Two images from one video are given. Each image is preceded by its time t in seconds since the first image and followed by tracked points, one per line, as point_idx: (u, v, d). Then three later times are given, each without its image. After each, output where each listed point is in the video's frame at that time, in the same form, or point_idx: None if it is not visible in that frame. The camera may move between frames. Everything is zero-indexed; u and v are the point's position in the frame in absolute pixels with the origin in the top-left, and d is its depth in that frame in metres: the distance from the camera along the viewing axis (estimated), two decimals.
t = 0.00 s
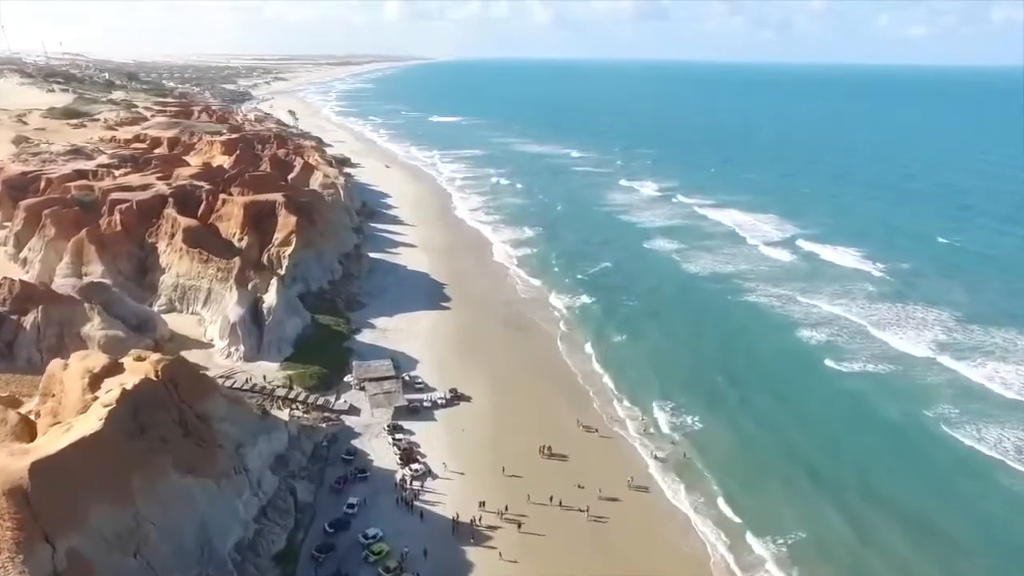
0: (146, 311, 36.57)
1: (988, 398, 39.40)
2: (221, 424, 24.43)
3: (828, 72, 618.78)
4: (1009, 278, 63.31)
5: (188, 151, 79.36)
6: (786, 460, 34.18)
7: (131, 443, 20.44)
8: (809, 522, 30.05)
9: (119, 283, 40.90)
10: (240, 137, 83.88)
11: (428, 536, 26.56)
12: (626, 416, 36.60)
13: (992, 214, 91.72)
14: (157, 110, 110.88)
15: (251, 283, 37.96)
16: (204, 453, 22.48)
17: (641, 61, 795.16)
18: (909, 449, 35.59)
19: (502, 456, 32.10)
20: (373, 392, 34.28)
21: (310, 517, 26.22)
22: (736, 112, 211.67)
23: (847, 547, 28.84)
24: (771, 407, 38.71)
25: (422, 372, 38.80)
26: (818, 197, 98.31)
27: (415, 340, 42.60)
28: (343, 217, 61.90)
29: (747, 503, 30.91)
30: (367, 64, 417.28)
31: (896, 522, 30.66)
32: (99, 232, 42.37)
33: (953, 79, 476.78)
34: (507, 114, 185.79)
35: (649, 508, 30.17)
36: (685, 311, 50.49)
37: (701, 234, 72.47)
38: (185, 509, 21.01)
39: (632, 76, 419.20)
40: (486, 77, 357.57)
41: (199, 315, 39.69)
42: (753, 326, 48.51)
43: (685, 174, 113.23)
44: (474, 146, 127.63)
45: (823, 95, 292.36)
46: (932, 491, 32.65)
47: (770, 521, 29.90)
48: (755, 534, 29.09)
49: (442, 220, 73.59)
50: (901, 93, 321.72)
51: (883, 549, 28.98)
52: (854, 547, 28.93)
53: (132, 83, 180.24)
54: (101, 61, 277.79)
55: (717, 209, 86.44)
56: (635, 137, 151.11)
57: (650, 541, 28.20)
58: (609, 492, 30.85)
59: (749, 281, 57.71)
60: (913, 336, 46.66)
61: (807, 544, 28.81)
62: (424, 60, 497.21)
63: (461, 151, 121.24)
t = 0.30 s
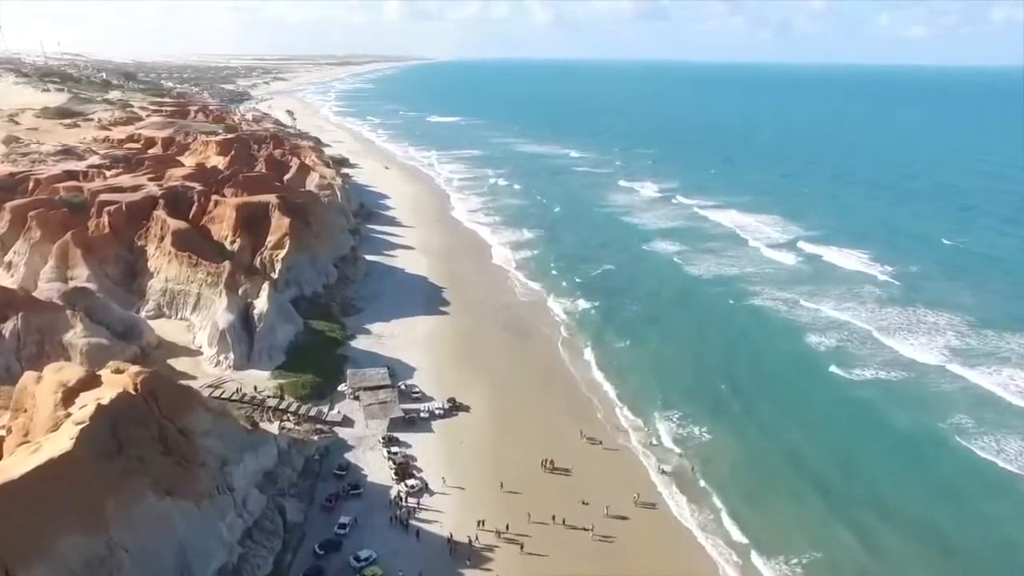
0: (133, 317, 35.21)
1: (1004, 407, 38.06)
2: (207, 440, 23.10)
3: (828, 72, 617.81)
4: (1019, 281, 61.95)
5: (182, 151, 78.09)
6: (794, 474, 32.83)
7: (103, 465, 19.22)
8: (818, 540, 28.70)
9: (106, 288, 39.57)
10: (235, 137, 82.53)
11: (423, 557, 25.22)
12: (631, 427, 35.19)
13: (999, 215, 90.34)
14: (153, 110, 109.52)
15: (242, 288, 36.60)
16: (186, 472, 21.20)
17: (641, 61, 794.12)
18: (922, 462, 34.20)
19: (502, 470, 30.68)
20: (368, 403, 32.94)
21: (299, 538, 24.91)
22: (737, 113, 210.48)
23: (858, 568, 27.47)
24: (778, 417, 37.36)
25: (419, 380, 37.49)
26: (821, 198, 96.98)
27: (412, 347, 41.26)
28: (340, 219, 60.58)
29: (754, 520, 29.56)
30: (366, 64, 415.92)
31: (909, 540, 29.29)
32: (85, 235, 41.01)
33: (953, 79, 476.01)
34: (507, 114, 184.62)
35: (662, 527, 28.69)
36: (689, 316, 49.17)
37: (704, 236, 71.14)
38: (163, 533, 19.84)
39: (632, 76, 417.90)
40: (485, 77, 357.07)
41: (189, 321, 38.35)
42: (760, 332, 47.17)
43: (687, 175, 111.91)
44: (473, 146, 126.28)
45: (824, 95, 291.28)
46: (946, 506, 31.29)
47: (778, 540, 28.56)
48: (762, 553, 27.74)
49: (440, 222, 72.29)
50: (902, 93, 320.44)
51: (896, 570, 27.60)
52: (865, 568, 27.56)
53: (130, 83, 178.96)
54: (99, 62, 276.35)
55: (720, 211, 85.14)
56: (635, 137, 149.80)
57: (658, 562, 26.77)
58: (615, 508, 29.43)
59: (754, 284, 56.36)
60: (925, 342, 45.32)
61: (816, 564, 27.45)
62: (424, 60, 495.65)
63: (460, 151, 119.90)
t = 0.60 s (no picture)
0: (118, 324, 33.82)
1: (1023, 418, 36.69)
2: (189, 457, 21.76)
3: (830, 72, 617.04)
4: None
5: (176, 151, 76.73)
6: (805, 489, 31.46)
7: (72, 489, 18.03)
8: (830, 562, 27.34)
9: (91, 293, 38.18)
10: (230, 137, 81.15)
11: None
12: (636, 439, 33.80)
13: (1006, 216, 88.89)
14: (148, 110, 108.10)
15: (232, 293, 35.18)
16: (165, 494, 19.92)
17: (641, 61, 792.83)
18: (937, 476, 32.80)
19: (503, 486, 29.29)
20: (362, 414, 31.56)
21: (288, 561, 23.56)
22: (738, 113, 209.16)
23: None
24: (788, 428, 35.99)
25: (417, 389, 36.14)
26: (824, 198, 95.64)
27: (409, 353, 39.86)
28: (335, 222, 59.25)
29: (763, 540, 28.18)
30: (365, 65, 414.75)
31: (925, 559, 27.89)
32: (71, 238, 39.61)
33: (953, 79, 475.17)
34: (507, 115, 183.30)
35: (671, 547, 27.30)
36: (694, 321, 47.86)
37: (707, 238, 69.76)
38: (137, 561, 18.57)
39: (632, 78, 417.62)
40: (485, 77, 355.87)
41: (177, 327, 36.94)
42: (767, 337, 45.84)
43: (689, 175, 110.53)
44: (473, 147, 124.82)
45: (824, 96, 289.97)
46: (964, 523, 29.88)
47: (788, 561, 27.19)
48: None
49: (439, 223, 70.95)
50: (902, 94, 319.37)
51: None
52: None
53: (127, 83, 177.75)
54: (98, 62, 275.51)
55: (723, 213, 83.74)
56: (636, 138, 148.42)
57: None
58: (622, 527, 28.04)
59: (759, 288, 55.00)
60: (938, 348, 43.93)
61: None
62: (424, 61, 494.03)
63: (459, 152, 118.57)
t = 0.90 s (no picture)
0: (102, 332, 32.40)
1: None
2: (169, 478, 20.45)
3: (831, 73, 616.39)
4: None
5: (171, 152, 75.43)
6: (818, 505, 30.09)
7: (36, 517, 16.93)
8: None
9: (76, 299, 36.79)
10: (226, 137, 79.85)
11: None
12: (643, 451, 32.47)
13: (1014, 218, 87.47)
14: (144, 110, 106.85)
15: (221, 300, 33.74)
16: (140, 520, 18.60)
17: (641, 62, 792.20)
18: (956, 490, 31.39)
19: (504, 504, 27.91)
20: (356, 427, 30.21)
21: None
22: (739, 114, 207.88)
23: None
24: (800, 440, 34.64)
25: (413, 399, 34.79)
26: (829, 199, 94.35)
27: (407, 361, 38.52)
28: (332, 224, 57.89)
29: (775, 560, 26.80)
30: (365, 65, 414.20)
31: None
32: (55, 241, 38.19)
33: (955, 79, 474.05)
34: (507, 115, 182.09)
35: (680, 570, 25.88)
36: (702, 327, 46.51)
37: (711, 240, 68.41)
38: None
39: (632, 78, 417.33)
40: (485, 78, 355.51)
41: (165, 335, 35.52)
42: (778, 344, 44.52)
43: (690, 176, 109.17)
44: (472, 147, 123.50)
45: (826, 96, 288.68)
46: (985, 542, 28.47)
47: None
48: None
49: (437, 225, 69.60)
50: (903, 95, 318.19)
51: None
52: None
53: (124, 83, 176.71)
54: (97, 62, 274.54)
55: (726, 214, 82.40)
56: (637, 138, 147.13)
57: None
58: (629, 548, 26.64)
59: (766, 292, 53.65)
60: (953, 355, 42.54)
61: None
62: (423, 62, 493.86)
63: (458, 152, 117.30)
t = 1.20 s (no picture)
0: (86, 341, 30.99)
1: None
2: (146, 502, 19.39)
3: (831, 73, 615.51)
4: None
5: (165, 152, 74.09)
6: (834, 524, 28.68)
7: None
8: None
9: (60, 306, 35.37)
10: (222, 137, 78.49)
11: None
12: (651, 467, 31.06)
13: None
14: (140, 110, 105.49)
15: (210, 307, 32.38)
16: (113, 547, 17.48)
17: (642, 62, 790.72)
18: (977, 508, 29.99)
19: (505, 525, 26.49)
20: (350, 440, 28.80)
21: None
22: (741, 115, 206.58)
23: None
24: (814, 456, 33.25)
25: (411, 410, 33.36)
26: (834, 201, 92.96)
27: (404, 370, 37.08)
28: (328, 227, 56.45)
29: None
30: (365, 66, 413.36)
31: None
32: (39, 246, 36.76)
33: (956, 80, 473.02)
34: (507, 116, 180.75)
35: None
36: (711, 335, 45.19)
37: (716, 242, 66.99)
38: None
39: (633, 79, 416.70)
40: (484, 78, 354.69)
41: (152, 343, 34.12)
42: (789, 352, 43.17)
43: (693, 176, 107.77)
44: (473, 148, 122.04)
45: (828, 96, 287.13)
46: (1010, 564, 27.04)
47: None
48: None
49: (437, 228, 68.20)
50: (905, 95, 316.96)
51: None
52: None
53: (122, 83, 175.57)
54: (96, 62, 273.55)
55: (731, 216, 81.01)
56: (638, 139, 145.73)
57: None
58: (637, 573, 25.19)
59: (774, 296, 52.22)
60: (970, 363, 41.10)
61: None
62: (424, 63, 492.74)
63: (458, 153, 115.94)
